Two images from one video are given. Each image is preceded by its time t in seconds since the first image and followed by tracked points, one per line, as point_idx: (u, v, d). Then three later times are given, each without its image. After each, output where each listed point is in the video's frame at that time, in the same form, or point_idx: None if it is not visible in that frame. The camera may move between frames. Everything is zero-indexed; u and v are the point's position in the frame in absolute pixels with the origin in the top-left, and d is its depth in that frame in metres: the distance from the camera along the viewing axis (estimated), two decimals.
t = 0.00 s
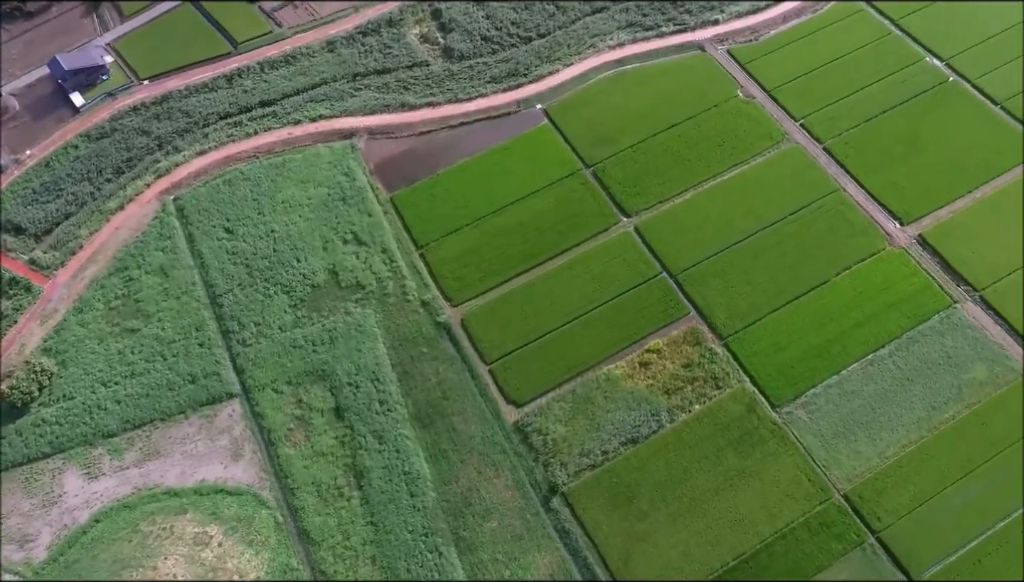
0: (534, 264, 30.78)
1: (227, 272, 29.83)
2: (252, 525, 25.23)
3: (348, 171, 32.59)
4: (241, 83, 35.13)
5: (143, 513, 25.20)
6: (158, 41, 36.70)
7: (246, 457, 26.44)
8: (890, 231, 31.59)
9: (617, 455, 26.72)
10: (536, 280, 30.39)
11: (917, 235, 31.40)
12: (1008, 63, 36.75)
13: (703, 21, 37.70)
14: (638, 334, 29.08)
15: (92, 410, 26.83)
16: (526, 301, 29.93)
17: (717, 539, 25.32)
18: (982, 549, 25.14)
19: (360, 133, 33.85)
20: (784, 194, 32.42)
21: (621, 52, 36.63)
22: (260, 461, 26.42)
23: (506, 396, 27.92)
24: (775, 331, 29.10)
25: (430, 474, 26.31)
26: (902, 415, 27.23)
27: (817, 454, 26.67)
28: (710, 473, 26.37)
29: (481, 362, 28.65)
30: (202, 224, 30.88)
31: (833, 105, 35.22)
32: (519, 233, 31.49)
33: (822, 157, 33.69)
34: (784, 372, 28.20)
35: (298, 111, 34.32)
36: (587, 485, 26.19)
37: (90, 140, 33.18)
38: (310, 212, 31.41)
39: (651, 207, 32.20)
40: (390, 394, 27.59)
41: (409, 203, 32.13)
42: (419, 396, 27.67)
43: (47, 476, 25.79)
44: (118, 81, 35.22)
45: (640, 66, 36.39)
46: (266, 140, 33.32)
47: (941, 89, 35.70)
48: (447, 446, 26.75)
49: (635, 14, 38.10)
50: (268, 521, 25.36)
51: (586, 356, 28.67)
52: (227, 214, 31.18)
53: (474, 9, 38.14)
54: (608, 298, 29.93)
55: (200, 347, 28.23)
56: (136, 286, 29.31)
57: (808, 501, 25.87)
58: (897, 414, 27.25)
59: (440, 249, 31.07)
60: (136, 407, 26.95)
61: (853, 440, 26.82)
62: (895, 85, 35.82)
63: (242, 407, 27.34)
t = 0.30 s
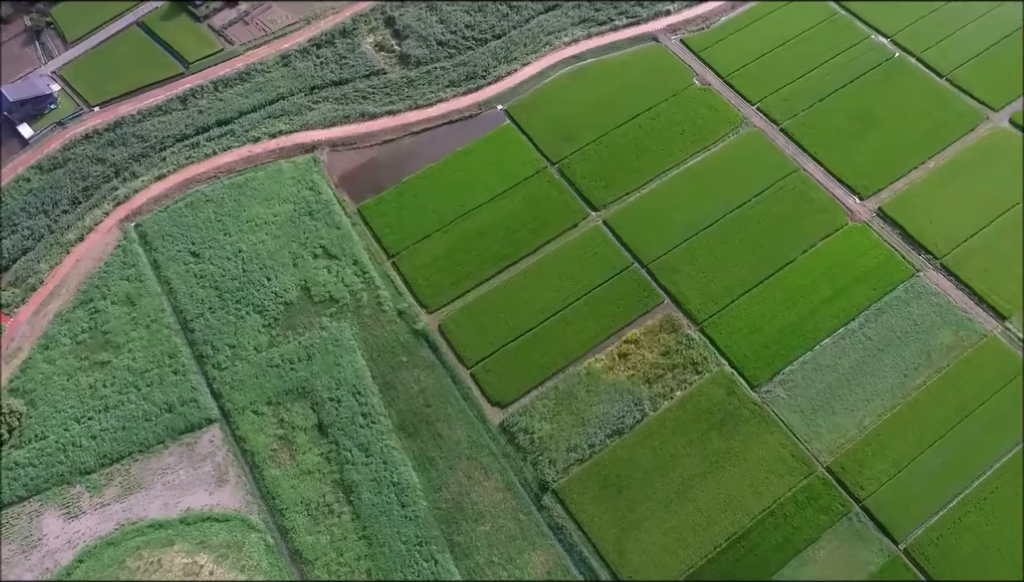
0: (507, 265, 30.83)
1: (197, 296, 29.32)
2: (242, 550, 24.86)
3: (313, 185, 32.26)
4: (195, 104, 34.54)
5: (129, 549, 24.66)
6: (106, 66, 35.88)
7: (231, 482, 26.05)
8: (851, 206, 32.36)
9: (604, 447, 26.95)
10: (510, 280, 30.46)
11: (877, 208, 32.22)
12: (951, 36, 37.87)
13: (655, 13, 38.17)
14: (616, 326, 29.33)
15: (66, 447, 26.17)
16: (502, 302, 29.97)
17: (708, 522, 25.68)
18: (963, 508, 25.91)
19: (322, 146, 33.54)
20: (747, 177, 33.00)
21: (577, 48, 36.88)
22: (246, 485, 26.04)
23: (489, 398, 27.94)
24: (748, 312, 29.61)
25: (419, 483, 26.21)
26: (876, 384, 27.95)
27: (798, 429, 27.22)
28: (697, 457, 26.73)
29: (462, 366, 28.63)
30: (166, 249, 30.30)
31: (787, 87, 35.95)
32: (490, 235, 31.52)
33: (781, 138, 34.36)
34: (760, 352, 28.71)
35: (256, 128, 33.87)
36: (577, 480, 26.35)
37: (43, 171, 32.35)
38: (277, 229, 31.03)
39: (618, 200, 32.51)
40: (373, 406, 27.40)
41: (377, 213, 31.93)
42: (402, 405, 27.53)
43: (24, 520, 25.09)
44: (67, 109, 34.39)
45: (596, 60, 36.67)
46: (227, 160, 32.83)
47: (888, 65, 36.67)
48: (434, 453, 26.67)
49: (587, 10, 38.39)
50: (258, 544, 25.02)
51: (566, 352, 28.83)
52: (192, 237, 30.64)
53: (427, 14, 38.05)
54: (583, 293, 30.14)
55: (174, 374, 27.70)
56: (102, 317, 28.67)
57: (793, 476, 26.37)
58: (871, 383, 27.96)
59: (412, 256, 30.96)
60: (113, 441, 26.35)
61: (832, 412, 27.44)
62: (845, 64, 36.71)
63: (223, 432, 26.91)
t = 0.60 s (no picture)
0: (480, 268, 30.85)
1: (167, 323, 28.75)
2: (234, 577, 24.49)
3: (277, 202, 31.86)
4: (150, 127, 33.86)
5: None
6: (53, 95, 34.96)
7: (217, 509, 25.64)
8: (811, 184, 33.07)
9: (590, 441, 27.14)
10: (484, 283, 30.46)
11: (837, 185, 32.98)
12: (894, 13, 38.91)
13: (607, 8, 38.52)
14: (593, 320, 29.54)
15: (43, 488, 25.49)
16: (478, 306, 29.98)
17: (698, 505, 26.04)
18: (940, 470, 26.68)
19: (283, 162, 33.14)
20: (709, 164, 33.51)
21: (533, 47, 37.04)
22: (233, 510, 25.64)
23: (473, 402, 27.94)
24: (721, 296, 30.06)
25: (409, 492, 26.08)
26: (849, 356, 28.62)
27: (778, 407, 27.74)
28: (682, 443, 27.08)
29: (443, 372, 28.57)
30: (131, 277, 29.65)
31: (741, 72, 36.59)
32: (460, 239, 31.49)
33: (739, 123, 34.94)
34: (735, 334, 29.19)
35: (215, 148, 33.34)
36: (566, 475, 26.50)
37: None
38: (244, 249, 30.59)
39: (585, 194, 32.74)
40: (356, 419, 27.18)
41: (345, 226, 31.68)
42: (386, 416, 27.37)
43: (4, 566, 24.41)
44: (16, 142, 33.47)
45: (553, 58, 36.88)
46: (187, 183, 32.25)
47: (836, 45, 37.55)
48: (422, 462, 26.57)
49: (540, 9, 38.59)
50: (250, 569, 24.66)
51: (546, 350, 28.95)
52: (157, 263, 30.04)
53: (380, 23, 37.87)
54: (557, 290, 30.29)
55: (149, 404, 27.13)
56: (70, 353, 27.99)
57: (776, 453, 26.87)
58: (845, 356, 28.63)
59: (384, 266, 30.78)
60: (91, 477, 25.74)
61: (809, 388, 28.03)
62: (795, 46, 37.50)
63: (204, 459, 26.45)
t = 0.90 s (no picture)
0: (454, 273, 30.81)
1: (138, 352, 28.15)
2: None
3: (244, 221, 31.42)
4: (105, 154, 33.11)
5: None
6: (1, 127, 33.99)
7: (205, 537, 25.21)
8: (773, 167, 33.70)
9: (577, 436, 27.31)
10: (460, 287, 30.44)
11: (797, 165, 33.66)
12: None
13: (561, 5, 38.76)
14: (571, 316, 29.72)
15: (22, 532, 24.80)
16: (455, 310, 29.94)
17: (687, 491, 26.39)
18: (917, 435, 27.44)
19: (247, 181, 32.68)
20: (672, 153, 33.94)
21: (490, 49, 37.10)
22: (221, 537, 25.22)
23: (457, 407, 27.91)
24: (694, 283, 30.48)
25: (400, 503, 25.94)
26: (822, 332, 29.26)
27: (758, 387, 28.24)
28: (667, 431, 27.41)
29: (425, 380, 28.47)
30: (98, 309, 28.97)
31: (696, 61, 37.11)
32: (432, 245, 31.42)
33: (699, 111, 35.45)
34: (711, 319, 29.62)
35: (175, 171, 32.73)
36: (556, 472, 26.64)
37: None
38: (213, 271, 30.10)
39: (553, 192, 32.91)
40: (341, 434, 26.94)
41: (315, 240, 31.37)
42: (371, 429, 27.18)
43: None
44: None
45: (510, 59, 36.98)
46: (148, 208, 31.61)
47: (786, 29, 38.29)
48: (411, 471, 26.46)
49: (494, 10, 38.65)
50: None
51: (526, 349, 29.04)
52: (124, 292, 29.39)
53: (334, 34, 37.58)
54: (533, 289, 30.40)
55: (127, 437, 26.54)
56: (40, 391, 27.27)
57: (759, 433, 27.35)
58: (818, 332, 29.26)
59: (357, 278, 30.57)
60: (72, 516, 25.11)
61: (785, 366, 28.58)
62: (747, 33, 38.18)
63: (188, 487, 25.98)
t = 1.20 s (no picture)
0: (430, 279, 30.74)
1: (112, 383, 27.55)
2: None
3: (212, 242, 30.95)
4: (63, 183, 32.36)
5: None
6: None
7: (196, 564, 24.78)
8: (736, 153, 34.24)
9: (564, 432, 27.45)
10: (436, 293, 30.37)
11: (760, 150, 34.26)
12: None
13: (516, 5, 38.88)
14: (549, 314, 29.84)
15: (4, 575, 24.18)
16: (433, 317, 29.87)
17: (676, 478, 26.69)
18: (893, 406, 28.13)
19: (212, 201, 32.19)
20: (637, 146, 34.29)
21: (449, 53, 37.07)
22: (212, 563, 24.82)
23: (443, 413, 27.85)
24: (668, 273, 30.83)
25: (392, 514, 25.80)
26: (795, 312, 29.82)
27: (737, 371, 28.66)
28: (652, 421, 27.69)
29: (408, 389, 28.36)
30: (67, 342, 28.31)
31: (654, 53, 37.54)
32: (406, 253, 31.29)
33: (660, 103, 35.87)
34: (687, 307, 29.98)
35: (137, 195, 32.12)
36: (546, 470, 26.75)
37: None
38: (184, 295, 29.59)
39: (523, 192, 33.02)
40: (327, 450, 26.67)
41: (286, 256, 31.03)
42: (357, 442, 26.98)
43: None
44: None
45: (471, 62, 37.00)
46: (112, 235, 30.96)
47: (740, 17, 38.92)
48: (401, 481, 26.33)
49: (450, 14, 38.64)
50: None
51: (507, 350, 29.09)
52: (93, 323, 28.75)
53: (291, 47, 37.23)
54: (510, 290, 30.47)
55: (106, 470, 25.97)
56: (13, 429, 26.61)
57: (742, 415, 27.78)
58: (791, 312, 29.81)
59: (332, 292, 30.31)
60: (56, 555, 24.54)
61: (763, 348, 29.07)
62: (701, 23, 38.73)
63: (174, 516, 25.52)
